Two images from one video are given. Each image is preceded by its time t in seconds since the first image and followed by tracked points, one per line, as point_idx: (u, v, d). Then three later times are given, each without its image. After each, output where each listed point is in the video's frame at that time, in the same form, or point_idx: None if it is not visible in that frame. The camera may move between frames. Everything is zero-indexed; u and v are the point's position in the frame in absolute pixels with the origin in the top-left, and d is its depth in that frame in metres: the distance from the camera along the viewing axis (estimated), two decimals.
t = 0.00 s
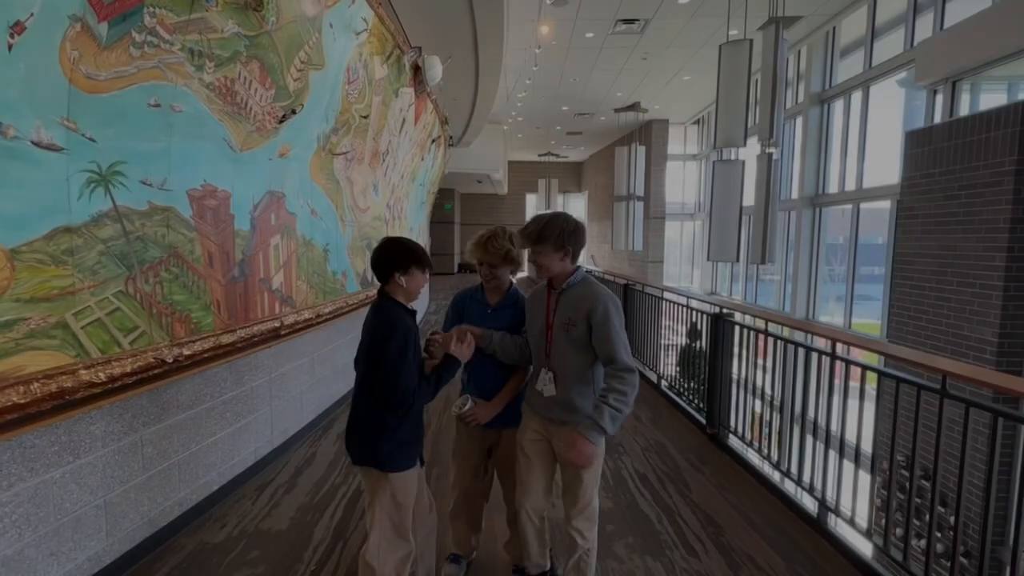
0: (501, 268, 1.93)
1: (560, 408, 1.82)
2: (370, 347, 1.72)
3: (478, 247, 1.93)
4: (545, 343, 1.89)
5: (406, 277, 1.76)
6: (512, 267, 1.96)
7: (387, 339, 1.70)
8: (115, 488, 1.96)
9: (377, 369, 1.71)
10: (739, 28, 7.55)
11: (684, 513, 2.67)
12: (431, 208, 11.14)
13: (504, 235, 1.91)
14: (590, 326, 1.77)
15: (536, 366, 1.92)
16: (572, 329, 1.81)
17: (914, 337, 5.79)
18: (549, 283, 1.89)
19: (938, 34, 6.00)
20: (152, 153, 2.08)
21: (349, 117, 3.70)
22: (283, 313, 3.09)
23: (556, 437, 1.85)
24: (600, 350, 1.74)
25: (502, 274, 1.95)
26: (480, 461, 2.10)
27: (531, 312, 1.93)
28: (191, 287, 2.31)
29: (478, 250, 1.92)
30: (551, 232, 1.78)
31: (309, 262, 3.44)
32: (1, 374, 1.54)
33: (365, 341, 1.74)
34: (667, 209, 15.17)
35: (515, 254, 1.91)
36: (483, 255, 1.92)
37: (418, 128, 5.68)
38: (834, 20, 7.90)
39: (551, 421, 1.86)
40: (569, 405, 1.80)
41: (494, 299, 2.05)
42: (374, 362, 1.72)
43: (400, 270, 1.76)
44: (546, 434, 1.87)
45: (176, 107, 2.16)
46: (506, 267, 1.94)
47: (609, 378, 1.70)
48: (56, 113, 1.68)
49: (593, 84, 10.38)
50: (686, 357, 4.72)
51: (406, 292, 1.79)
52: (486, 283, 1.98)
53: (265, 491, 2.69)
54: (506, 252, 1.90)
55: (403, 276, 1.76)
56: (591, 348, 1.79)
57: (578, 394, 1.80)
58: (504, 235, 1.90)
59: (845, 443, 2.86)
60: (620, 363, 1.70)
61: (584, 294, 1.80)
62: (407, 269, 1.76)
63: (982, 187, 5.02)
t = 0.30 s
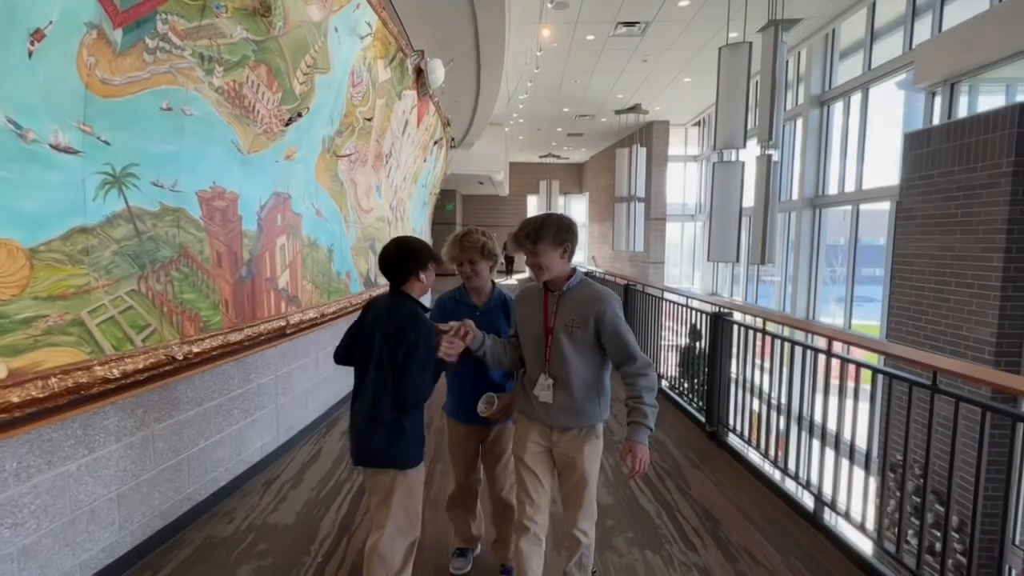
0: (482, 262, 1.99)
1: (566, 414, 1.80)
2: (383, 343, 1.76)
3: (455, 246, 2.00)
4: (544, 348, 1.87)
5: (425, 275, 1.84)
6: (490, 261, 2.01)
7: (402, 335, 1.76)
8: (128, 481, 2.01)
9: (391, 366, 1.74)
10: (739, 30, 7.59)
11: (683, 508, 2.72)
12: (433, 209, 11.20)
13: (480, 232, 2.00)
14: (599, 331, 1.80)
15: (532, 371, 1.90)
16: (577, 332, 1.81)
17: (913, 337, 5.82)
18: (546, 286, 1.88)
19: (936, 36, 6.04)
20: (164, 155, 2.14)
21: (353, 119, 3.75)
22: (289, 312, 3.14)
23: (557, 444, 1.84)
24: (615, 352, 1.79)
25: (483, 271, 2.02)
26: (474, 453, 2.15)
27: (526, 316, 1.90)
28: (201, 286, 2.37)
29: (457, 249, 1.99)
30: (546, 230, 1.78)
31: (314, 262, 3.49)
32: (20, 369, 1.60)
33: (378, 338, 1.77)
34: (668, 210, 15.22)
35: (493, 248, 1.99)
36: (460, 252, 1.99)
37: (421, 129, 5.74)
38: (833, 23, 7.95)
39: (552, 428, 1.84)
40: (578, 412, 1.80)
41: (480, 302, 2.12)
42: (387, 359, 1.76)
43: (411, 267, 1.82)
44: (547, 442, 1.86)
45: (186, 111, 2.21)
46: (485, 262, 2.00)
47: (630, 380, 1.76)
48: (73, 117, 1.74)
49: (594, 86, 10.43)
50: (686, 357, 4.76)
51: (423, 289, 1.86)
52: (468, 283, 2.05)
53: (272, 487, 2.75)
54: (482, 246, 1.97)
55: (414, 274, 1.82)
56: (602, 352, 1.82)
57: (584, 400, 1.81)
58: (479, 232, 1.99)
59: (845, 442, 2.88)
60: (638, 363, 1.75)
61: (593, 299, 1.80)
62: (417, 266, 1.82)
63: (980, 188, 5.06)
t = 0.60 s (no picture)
0: (495, 267, 1.97)
1: (551, 414, 1.84)
2: (383, 344, 1.86)
3: (468, 250, 1.99)
4: (535, 344, 1.92)
5: (427, 276, 1.90)
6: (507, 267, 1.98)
7: (399, 336, 1.83)
8: (150, 474, 2.09)
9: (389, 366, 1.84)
10: (740, 34, 7.66)
11: (686, 503, 2.78)
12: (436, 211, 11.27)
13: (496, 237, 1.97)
14: (582, 328, 1.81)
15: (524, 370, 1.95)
16: (563, 330, 1.84)
17: (914, 337, 5.87)
18: (540, 284, 1.92)
19: (936, 40, 6.11)
20: (185, 160, 2.21)
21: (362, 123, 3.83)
22: (300, 312, 3.22)
23: (548, 447, 1.86)
24: (593, 353, 1.79)
25: (499, 276, 2.00)
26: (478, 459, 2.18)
27: (519, 315, 1.95)
28: (218, 286, 2.44)
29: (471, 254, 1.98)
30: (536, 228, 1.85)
31: (324, 264, 3.57)
32: (53, 364, 1.67)
33: (379, 337, 1.87)
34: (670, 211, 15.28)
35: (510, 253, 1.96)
36: (475, 256, 1.98)
37: (426, 132, 5.82)
38: (833, 26, 8.02)
39: (541, 431, 1.87)
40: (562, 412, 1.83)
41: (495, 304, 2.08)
42: (387, 359, 1.85)
43: (418, 269, 1.88)
44: (539, 445, 1.88)
45: (206, 117, 2.29)
46: (500, 267, 1.98)
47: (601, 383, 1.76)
48: (102, 123, 1.81)
49: (597, 89, 10.50)
50: (688, 357, 4.82)
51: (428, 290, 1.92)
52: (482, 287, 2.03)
53: (285, 482, 2.82)
54: (497, 251, 1.95)
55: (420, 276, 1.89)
56: (585, 353, 1.82)
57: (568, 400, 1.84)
58: (494, 237, 1.97)
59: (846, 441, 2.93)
60: (614, 366, 1.75)
61: (578, 297, 1.82)
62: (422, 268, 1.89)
63: (979, 190, 5.11)
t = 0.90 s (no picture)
0: (500, 270, 1.97)
1: (571, 414, 1.91)
2: (395, 348, 1.94)
3: (471, 253, 2.00)
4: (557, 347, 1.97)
5: (427, 284, 1.96)
6: (507, 267, 1.99)
7: (411, 337, 1.92)
8: (176, 465, 2.18)
9: (400, 366, 1.93)
10: (742, 38, 7.75)
11: (690, 496, 2.86)
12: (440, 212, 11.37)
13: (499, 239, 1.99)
14: (610, 336, 1.84)
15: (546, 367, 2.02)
16: (589, 336, 1.88)
17: (914, 337, 5.94)
18: (570, 289, 1.97)
19: (935, 44, 6.19)
20: (209, 165, 2.30)
21: (372, 128, 3.93)
22: (314, 311, 3.31)
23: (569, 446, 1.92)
24: (617, 360, 1.82)
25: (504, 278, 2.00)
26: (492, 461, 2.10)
27: (547, 317, 2.02)
28: (238, 286, 2.53)
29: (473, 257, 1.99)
30: (569, 234, 1.87)
31: (336, 264, 3.66)
32: (89, 359, 1.77)
33: (391, 340, 1.96)
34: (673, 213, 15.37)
35: (512, 254, 1.98)
36: (476, 258, 1.98)
37: (433, 135, 5.91)
38: (834, 30, 8.10)
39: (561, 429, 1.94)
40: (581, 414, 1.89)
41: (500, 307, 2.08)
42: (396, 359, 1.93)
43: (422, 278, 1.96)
44: (558, 444, 1.94)
45: (228, 123, 2.38)
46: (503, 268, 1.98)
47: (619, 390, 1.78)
48: (134, 131, 1.91)
49: (600, 92, 10.60)
50: (691, 358, 4.90)
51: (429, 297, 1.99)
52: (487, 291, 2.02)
53: (300, 475, 2.92)
54: (499, 254, 1.96)
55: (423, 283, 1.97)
56: (609, 360, 1.85)
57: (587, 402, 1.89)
58: (496, 239, 1.98)
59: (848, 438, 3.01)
60: (632, 375, 1.78)
61: (608, 306, 1.85)
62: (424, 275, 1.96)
63: (978, 193, 5.19)
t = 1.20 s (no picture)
0: (486, 277, 1.79)
1: (612, 418, 1.87)
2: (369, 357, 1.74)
3: (453, 259, 1.80)
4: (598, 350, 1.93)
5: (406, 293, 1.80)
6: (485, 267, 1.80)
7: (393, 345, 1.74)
8: (195, 458, 2.27)
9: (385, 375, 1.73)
10: (742, 42, 7.83)
11: (691, 491, 2.93)
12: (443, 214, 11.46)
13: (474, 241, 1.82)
14: (654, 346, 1.81)
15: (586, 370, 1.99)
16: (633, 342, 1.84)
17: (913, 337, 6.01)
18: (613, 292, 1.90)
19: (933, 48, 6.27)
20: (226, 169, 2.39)
21: (379, 131, 4.01)
22: (323, 310, 3.40)
23: (603, 443, 1.90)
24: (664, 368, 1.80)
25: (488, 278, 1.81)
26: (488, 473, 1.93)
27: (587, 318, 1.98)
28: (252, 285, 2.62)
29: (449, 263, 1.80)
30: (620, 239, 1.78)
31: (344, 265, 3.74)
32: (116, 354, 1.86)
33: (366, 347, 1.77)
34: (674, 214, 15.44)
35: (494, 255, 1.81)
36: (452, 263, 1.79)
37: (437, 138, 5.99)
38: (833, 34, 8.18)
39: (598, 428, 1.91)
40: (621, 416, 1.86)
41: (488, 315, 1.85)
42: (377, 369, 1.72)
43: (399, 285, 1.79)
44: (593, 442, 1.94)
45: (244, 128, 2.46)
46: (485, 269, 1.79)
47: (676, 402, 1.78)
48: (158, 137, 2.00)
49: (602, 94, 10.69)
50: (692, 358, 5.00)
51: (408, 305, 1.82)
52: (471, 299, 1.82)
53: (311, 470, 2.99)
54: (477, 255, 1.77)
55: (400, 291, 1.80)
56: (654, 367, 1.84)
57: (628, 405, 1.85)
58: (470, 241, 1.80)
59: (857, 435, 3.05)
60: (688, 384, 1.76)
61: (655, 314, 1.80)
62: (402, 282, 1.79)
63: (975, 194, 5.25)
